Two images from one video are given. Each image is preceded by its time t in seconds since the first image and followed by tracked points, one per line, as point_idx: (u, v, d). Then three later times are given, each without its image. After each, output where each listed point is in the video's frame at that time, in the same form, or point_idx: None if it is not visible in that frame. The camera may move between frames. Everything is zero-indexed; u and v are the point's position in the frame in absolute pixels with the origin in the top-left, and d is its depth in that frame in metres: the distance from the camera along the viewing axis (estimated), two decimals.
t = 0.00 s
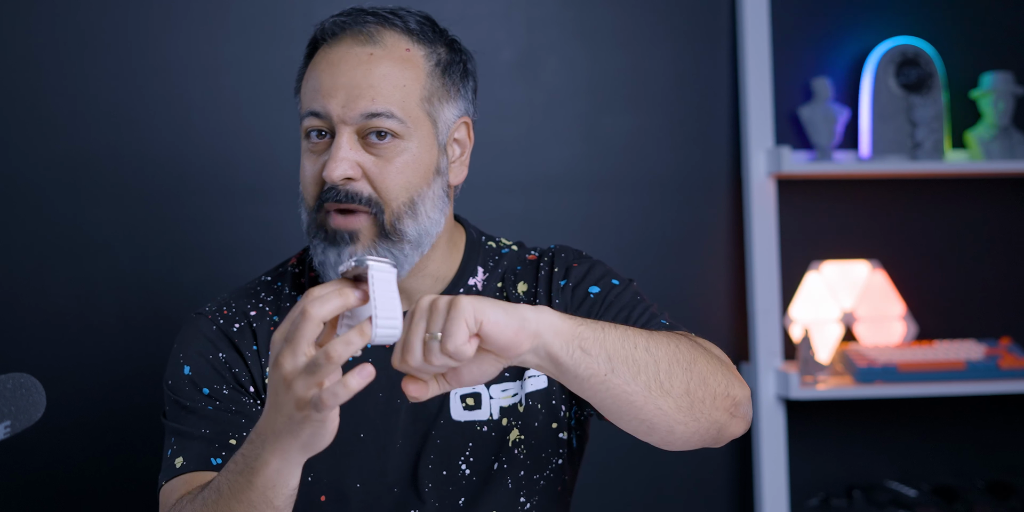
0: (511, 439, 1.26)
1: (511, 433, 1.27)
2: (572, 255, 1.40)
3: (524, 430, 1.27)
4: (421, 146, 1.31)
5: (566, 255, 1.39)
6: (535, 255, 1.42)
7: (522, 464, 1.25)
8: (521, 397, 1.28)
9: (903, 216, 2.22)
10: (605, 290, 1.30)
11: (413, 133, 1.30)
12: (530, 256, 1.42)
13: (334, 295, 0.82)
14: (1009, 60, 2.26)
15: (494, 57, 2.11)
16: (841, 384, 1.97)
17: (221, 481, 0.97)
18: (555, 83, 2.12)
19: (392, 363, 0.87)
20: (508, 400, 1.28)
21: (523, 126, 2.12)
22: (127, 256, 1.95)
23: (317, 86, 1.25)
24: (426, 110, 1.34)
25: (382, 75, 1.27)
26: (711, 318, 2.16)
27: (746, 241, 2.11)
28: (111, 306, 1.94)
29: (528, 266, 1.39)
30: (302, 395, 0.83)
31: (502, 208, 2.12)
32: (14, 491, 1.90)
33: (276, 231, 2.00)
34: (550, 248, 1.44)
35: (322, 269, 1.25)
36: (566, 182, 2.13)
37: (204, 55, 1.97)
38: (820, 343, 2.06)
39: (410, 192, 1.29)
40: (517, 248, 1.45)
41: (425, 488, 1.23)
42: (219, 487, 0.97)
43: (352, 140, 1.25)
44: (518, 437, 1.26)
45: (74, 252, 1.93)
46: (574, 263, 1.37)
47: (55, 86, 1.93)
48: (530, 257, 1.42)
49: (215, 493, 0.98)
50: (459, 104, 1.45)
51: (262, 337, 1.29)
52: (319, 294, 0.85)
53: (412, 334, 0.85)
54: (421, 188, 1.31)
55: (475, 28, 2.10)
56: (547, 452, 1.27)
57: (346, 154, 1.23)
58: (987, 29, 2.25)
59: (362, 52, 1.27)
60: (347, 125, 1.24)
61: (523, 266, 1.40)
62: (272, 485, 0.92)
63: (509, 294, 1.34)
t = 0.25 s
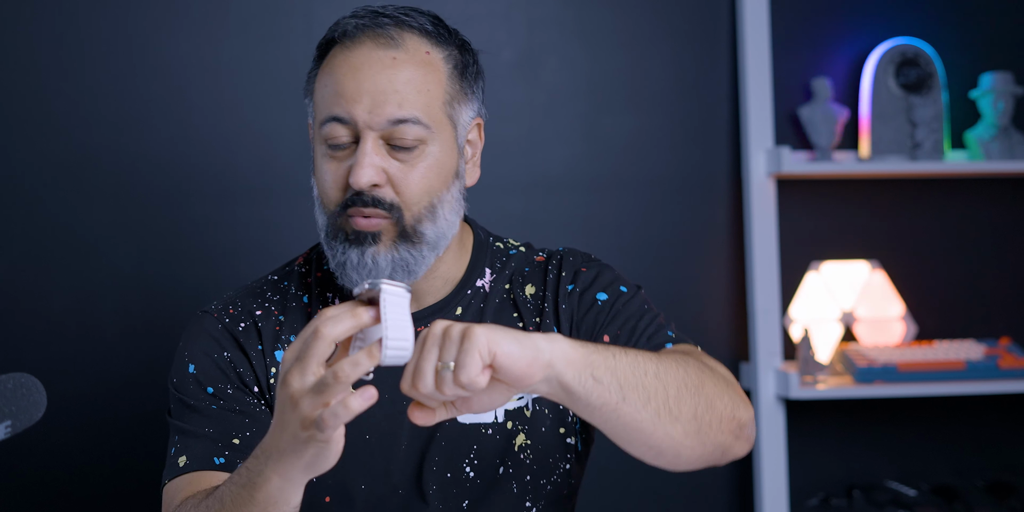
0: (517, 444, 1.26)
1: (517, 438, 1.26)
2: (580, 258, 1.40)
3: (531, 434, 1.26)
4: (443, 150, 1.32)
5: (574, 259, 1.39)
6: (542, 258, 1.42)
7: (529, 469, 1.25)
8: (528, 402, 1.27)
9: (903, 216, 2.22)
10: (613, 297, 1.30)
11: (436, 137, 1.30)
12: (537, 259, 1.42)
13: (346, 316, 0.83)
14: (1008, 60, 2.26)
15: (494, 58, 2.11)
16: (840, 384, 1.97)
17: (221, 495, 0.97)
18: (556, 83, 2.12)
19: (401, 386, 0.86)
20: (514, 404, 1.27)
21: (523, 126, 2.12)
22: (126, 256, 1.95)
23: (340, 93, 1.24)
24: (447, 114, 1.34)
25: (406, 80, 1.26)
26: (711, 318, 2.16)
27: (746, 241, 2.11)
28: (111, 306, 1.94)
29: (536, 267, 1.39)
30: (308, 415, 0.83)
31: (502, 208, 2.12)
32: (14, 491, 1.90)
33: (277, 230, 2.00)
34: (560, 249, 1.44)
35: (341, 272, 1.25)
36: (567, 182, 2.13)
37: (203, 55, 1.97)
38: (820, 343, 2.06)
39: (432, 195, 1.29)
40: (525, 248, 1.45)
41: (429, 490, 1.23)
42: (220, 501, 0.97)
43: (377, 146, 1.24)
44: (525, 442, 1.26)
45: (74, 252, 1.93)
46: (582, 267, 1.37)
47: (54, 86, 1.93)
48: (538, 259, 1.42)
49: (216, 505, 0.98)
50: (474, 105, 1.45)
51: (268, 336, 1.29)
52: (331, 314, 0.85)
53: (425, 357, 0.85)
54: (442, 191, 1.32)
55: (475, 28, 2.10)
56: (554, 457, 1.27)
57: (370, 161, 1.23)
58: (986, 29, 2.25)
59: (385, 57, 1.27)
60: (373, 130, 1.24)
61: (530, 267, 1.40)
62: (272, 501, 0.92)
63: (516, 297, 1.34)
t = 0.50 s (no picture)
0: (522, 453, 1.26)
1: (522, 447, 1.26)
2: (588, 271, 1.40)
3: (537, 444, 1.26)
4: (458, 145, 1.32)
5: (582, 272, 1.39)
6: (547, 263, 1.43)
7: (534, 479, 1.26)
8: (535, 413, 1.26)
9: (903, 216, 2.22)
10: (620, 319, 1.31)
11: (452, 131, 1.30)
12: (541, 264, 1.43)
13: (346, 326, 0.81)
14: (1008, 59, 2.26)
15: (494, 58, 2.11)
16: (840, 384, 1.97)
17: (221, 496, 0.97)
18: (556, 83, 2.12)
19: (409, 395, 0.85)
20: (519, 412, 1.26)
21: (523, 126, 2.12)
22: (126, 256, 1.95)
23: (358, 85, 1.25)
24: (461, 109, 1.35)
25: (423, 74, 1.27)
26: (711, 318, 2.17)
27: (745, 241, 2.11)
28: (111, 306, 1.94)
29: (542, 275, 1.39)
30: (309, 426, 0.82)
31: (502, 208, 2.12)
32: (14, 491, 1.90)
33: (277, 230, 2.01)
34: (567, 259, 1.43)
35: (351, 266, 1.24)
36: (567, 182, 2.13)
37: (204, 55, 1.97)
38: (820, 343, 2.06)
39: (449, 189, 1.30)
40: (529, 254, 1.45)
41: (430, 493, 1.23)
42: (219, 502, 0.96)
43: (393, 139, 1.24)
44: (531, 451, 1.26)
45: (74, 253, 1.93)
46: (590, 282, 1.37)
47: (55, 86, 1.93)
48: (544, 266, 1.42)
49: (215, 507, 0.97)
50: (485, 104, 1.45)
51: (270, 336, 1.29)
52: (329, 323, 0.83)
53: (440, 371, 0.85)
54: (459, 186, 1.32)
55: (476, 28, 2.10)
56: (563, 470, 1.28)
57: (387, 152, 1.23)
58: (986, 28, 2.25)
59: (402, 50, 1.27)
60: (390, 123, 1.24)
61: (535, 273, 1.40)
62: (273, 504, 0.92)
63: (520, 303, 1.34)
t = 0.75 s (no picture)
0: (518, 446, 1.26)
1: (518, 440, 1.26)
2: (581, 267, 1.40)
3: (533, 437, 1.26)
4: (447, 143, 1.32)
5: (576, 268, 1.39)
6: (539, 259, 1.43)
7: (531, 472, 1.26)
8: (529, 406, 1.27)
9: (903, 216, 2.22)
10: (614, 317, 1.31)
11: (441, 129, 1.30)
12: (533, 259, 1.43)
13: (345, 327, 0.81)
14: (1008, 60, 2.26)
15: (494, 58, 2.11)
16: (840, 384, 1.97)
17: (216, 498, 0.95)
18: (556, 83, 2.12)
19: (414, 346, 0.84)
20: (512, 404, 1.27)
21: (523, 126, 2.12)
22: (126, 256, 1.95)
23: (348, 83, 1.25)
24: (450, 107, 1.35)
25: (412, 72, 1.27)
26: (711, 318, 2.17)
27: (745, 241, 2.11)
28: (111, 306, 1.94)
29: (535, 270, 1.40)
30: (317, 431, 0.82)
31: (502, 208, 2.12)
32: (15, 491, 1.90)
33: (277, 230, 2.01)
34: (560, 254, 1.43)
35: (341, 264, 1.24)
36: (567, 182, 2.13)
37: (203, 55, 1.97)
38: (820, 343, 2.06)
39: (437, 188, 1.29)
40: (520, 249, 1.45)
41: (426, 487, 1.23)
42: (215, 503, 0.95)
43: (382, 136, 1.24)
44: (526, 444, 1.26)
45: (74, 253, 1.93)
46: (584, 278, 1.37)
47: (55, 87, 1.93)
48: (536, 261, 1.42)
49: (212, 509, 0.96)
50: (474, 104, 1.46)
51: (263, 335, 1.29)
52: (323, 327, 0.82)
53: (455, 332, 0.84)
54: (447, 185, 1.32)
55: (475, 28, 2.10)
56: (558, 465, 1.27)
57: (376, 149, 1.23)
58: (987, 28, 2.25)
59: (391, 49, 1.28)
60: (379, 120, 1.24)
61: (528, 268, 1.40)
62: (271, 505, 0.91)
63: (513, 297, 1.34)
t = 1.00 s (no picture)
0: (509, 436, 1.26)
1: (509, 430, 1.26)
2: (568, 261, 1.40)
3: (523, 427, 1.26)
4: (431, 139, 1.32)
5: (563, 262, 1.39)
6: (524, 251, 1.43)
7: (522, 463, 1.26)
8: (519, 397, 1.27)
9: (903, 216, 2.22)
10: (601, 311, 1.31)
11: (425, 125, 1.30)
12: (519, 252, 1.43)
13: (333, 325, 0.79)
14: (1008, 60, 2.26)
15: (494, 58, 2.11)
16: (840, 384, 1.97)
17: (212, 497, 0.95)
18: (556, 83, 2.12)
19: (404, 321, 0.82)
20: (501, 395, 1.27)
21: (523, 126, 2.12)
22: (126, 256, 1.95)
23: (331, 80, 1.25)
24: (434, 104, 1.35)
25: (395, 69, 1.27)
26: (711, 318, 2.17)
27: (745, 241, 2.11)
28: (112, 307, 1.94)
29: (521, 263, 1.40)
30: (315, 431, 0.81)
31: (502, 208, 2.12)
32: (16, 491, 1.90)
33: (277, 230, 2.01)
34: (547, 248, 1.43)
35: (327, 266, 1.24)
36: (567, 182, 2.13)
37: (203, 55, 1.97)
38: (820, 343, 2.06)
39: (422, 184, 1.29)
40: (506, 243, 1.45)
41: (417, 477, 1.22)
42: (212, 502, 0.95)
43: (367, 133, 1.24)
44: (517, 434, 1.26)
45: (74, 253, 1.93)
46: (572, 272, 1.37)
47: (55, 86, 1.93)
48: (522, 254, 1.42)
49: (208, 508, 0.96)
50: (458, 101, 1.46)
51: (253, 335, 1.30)
52: (309, 330, 0.80)
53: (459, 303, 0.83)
54: (431, 181, 1.32)
55: (476, 28, 2.10)
56: (549, 455, 1.28)
57: (361, 146, 1.23)
58: (986, 28, 2.26)
59: (374, 46, 1.28)
60: (363, 117, 1.24)
61: (514, 261, 1.40)
62: (268, 502, 0.91)
63: (500, 289, 1.34)
